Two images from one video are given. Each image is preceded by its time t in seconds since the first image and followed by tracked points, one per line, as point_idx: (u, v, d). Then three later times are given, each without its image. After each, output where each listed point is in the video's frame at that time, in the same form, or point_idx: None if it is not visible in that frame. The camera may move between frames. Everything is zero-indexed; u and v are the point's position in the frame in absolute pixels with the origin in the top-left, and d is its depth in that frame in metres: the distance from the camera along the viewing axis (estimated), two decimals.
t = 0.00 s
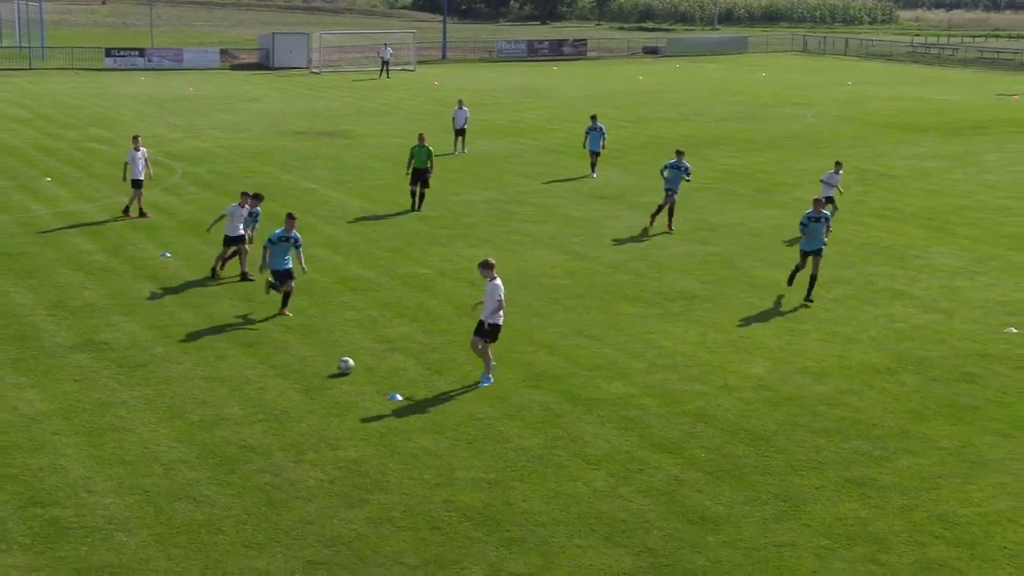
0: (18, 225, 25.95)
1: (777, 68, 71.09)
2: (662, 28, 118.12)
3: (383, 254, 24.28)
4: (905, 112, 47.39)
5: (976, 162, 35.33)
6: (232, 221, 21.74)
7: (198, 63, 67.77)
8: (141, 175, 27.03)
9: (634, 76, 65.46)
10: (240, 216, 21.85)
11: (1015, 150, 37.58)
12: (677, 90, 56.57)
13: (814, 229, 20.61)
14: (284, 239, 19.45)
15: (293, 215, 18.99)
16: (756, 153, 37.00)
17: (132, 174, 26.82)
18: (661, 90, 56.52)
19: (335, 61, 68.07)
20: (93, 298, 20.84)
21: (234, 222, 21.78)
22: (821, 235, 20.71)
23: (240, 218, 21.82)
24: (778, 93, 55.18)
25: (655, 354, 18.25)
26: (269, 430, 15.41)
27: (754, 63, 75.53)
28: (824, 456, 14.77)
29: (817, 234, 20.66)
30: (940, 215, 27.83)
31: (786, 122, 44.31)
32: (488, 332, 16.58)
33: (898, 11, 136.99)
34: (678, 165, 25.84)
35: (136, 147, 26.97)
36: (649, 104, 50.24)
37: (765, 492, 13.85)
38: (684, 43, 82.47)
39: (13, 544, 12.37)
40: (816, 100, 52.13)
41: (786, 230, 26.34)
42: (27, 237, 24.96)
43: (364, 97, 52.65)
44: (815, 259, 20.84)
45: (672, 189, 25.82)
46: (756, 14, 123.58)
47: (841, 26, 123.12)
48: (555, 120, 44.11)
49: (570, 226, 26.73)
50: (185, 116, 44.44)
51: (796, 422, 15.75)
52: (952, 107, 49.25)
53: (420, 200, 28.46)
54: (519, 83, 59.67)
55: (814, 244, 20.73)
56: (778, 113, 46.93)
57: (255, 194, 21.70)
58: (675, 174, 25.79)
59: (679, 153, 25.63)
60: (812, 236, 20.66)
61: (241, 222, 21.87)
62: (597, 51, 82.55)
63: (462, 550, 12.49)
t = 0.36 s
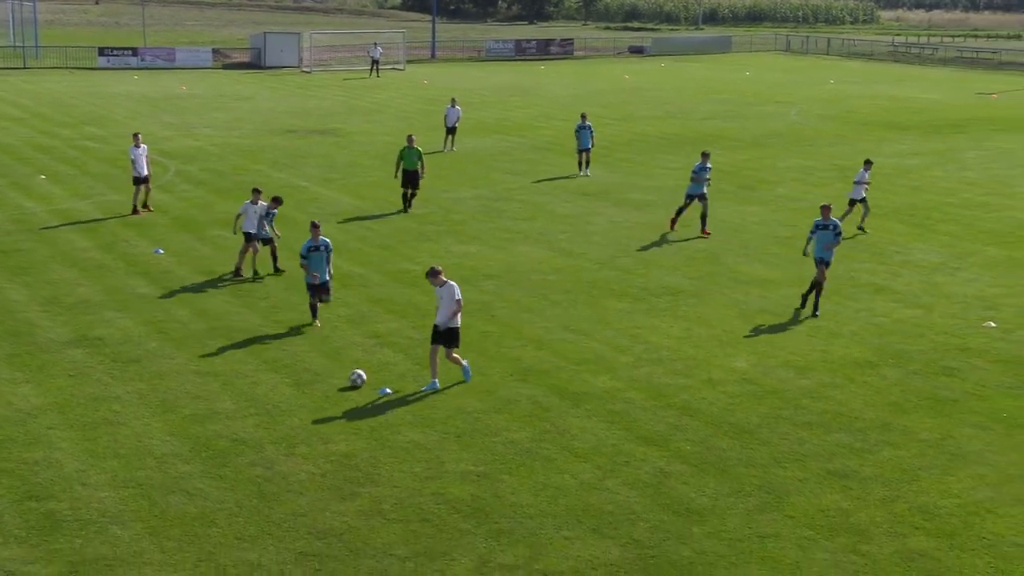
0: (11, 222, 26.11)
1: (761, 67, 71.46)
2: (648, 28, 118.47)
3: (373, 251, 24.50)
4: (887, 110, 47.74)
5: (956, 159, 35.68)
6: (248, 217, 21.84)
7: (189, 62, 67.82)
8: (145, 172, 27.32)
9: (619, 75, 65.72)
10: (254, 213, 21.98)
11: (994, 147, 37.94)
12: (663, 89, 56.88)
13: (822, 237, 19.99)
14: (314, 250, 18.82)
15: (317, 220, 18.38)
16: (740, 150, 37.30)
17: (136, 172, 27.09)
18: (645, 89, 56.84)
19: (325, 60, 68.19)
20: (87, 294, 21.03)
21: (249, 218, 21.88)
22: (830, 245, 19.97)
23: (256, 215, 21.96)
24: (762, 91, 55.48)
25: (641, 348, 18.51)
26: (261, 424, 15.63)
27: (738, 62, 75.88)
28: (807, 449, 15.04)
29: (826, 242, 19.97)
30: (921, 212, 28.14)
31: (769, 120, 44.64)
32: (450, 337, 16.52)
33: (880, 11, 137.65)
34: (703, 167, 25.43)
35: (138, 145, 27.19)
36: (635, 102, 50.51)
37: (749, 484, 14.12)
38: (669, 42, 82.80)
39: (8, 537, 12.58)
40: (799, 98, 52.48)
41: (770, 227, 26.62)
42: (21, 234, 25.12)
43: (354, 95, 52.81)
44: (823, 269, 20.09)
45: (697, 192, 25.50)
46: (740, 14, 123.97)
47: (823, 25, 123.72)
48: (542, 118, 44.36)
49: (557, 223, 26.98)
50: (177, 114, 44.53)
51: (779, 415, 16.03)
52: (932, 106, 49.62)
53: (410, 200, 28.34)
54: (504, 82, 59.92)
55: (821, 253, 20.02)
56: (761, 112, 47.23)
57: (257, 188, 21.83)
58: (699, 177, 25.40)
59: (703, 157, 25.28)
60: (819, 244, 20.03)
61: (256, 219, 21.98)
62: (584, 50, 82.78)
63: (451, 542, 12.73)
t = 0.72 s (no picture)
0: (8, 221, 26.32)
1: (746, 69, 71.91)
2: (637, 29, 118.97)
3: (365, 249, 24.75)
4: (870, 111, 48.14)
5: (938, 159, 36.05)
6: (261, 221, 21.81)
7: (184, 64, 68.06)
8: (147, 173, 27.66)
9: (607, 76, 66.16)
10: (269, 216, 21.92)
11: (976, 147, 38.33)
12: (650, 90, 57.27)
13: (842, 247, 19.46)
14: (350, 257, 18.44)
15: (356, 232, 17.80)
16: (727, 150, 37.63)
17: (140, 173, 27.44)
18: (632, 90, 57.20)
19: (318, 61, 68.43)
20: (84, 292, 21.25)
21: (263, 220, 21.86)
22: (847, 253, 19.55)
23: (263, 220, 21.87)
24: (748, 92, 55.91)
25: (629, 345, 18.78)
26: (255, 420, 15.87)
27: (724, 64, 76.30)
28: (792, 444, 15.31)
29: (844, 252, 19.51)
30: (904, 211, 28.47)
31: (754, 121, 45.01)
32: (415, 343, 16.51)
33: (865, 13, 138.29)
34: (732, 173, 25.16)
35: (143, 146, 27.48)
36: (624, 103, 50.85)
37: (735, 479, 14.36)
38: (656, 43, 83.27)
39: (6, 532, 12.80)
40: (784, 99, 52.87)
41: (756, 226, 26.92)
42: (18, 233, 25.32)
43: (347, 96, 53.06)
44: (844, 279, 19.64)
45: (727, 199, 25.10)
46: (726, 16, 124.56)
47: (807, 27, 124.39)
48: (532, 119, 44.67)
49: (547, 222, 27.25)
50: (171, 115, 44.71)
51: (765, 411, 16.30)
52: (914, 107, 50.05)
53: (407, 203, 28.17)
54: (492, 84, 60.27)
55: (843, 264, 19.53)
56: (747, 112, 47.58)
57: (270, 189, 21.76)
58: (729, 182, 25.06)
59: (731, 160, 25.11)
60: (839, 255, 19.52)
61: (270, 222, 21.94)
62: (573, 52, 83.17)
63: (442, 536, 12.96)
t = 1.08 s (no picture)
0: (10, 221, 26.54)
1: (740, 70, 72.19)
2: (633, 31, 119.36)
3: (363, 248, 24.99)
4: (861, 112, 48.45)
5: (929, 159, 36.33)
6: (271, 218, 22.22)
7: (184, 65, 68.31)
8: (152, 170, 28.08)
9: (601, 77, 66.44)
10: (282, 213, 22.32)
11: (966, 147, 38.64)
12: (645, 91, 57.58)
13: (861, 258, 19.19)
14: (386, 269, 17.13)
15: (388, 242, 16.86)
16: (721, 150, 37.93)
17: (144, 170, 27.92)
18: (627, 91, 57.52)
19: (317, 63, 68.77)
20: (85, 290, 21.49)
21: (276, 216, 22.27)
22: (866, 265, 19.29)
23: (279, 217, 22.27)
24: (742, 93, 56.20)
25: (623, 342, 19.03)
26: (255, 416, 16.11)
27: (717, 65, 76.63)
28: (783, 439, 15.55)
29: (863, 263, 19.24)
30: (895, 210, 28.76)
31: (747, 121, 45.31)
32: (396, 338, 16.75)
33: (857, 15, 138.82)
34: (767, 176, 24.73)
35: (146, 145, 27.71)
36: (619, 104, 51.17)
37: (727, 473, 14.61)
38: (651, 45, 83.64)
39: (9, 526, 13.02)
40: (776, 100, 53.19)
41: (749, 225, 27.17)
42: (20, 232, 25.55)
43: (346, 97, 53.36)
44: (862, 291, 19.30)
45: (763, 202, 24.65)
46: (719, 18, 124.96)
47: (799, 29, 124.90)
48: (527, 120, 44.96)
49: (542, 221, 27.50)
50: (171, 115, 44.94)
51: (757, 406, 16.56)
52: (905, 107, 50.34)
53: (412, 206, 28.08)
54: (488, 84, 60.54)
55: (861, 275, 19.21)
56: (740, 113, 47.87)
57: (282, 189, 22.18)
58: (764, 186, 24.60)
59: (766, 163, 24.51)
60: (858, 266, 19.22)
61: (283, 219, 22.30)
62: (568, 54, 83.50)
63: (439, 530, 13.20)
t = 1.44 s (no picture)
0: (8, 219, 26.52)
1: (737, 68, 72.20)
2: (630, 30, 119.28)
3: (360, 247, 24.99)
4: (857, 110, 48.48)
5: (925, 157, 36.36)
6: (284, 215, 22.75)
7: (182, 64, 68.13)
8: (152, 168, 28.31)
9: (598, 76, 66.39)
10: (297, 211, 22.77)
11: (962, 146, 38.69)
12: (642, 90, 57.59)
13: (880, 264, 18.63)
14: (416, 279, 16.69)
15: (419, 253, 15.93)
16: (718, 149, 37.94)
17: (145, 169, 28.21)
18: (624, 89, 57.52)
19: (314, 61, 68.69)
20: (83, 289, 21.48)
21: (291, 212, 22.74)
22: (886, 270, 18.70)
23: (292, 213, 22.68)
24: (738, 92, 56.17)
25: (621, 341, 19.03)
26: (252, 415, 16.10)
27: (714, 64, 76.60)
28: (781, 438, 15.55)
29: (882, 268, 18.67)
30: (891, 208, 28.79)
31: (744, 119, 45.33)
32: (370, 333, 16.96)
33: (853, 14, 138.86)
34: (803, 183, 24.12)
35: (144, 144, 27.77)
36: (616, 103, 51.18)
37: (725, 472, 14.62)
38: (648, 44, 83.58)
39: (7, 525, 13.01)
40: (773, 98, 53.22)
41: (747, 223, 27.17)
42: (18, 231, 25.53)
43: (344, 96, 53.34)
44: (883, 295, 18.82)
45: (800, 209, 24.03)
46: (716, 16, 124.81)
47: (796, 28, 124.86)
48: (524, 118, 44.95)
49: (539, 219, 27.51)
50: (169, 114, 44.88)
51: (754, 405, 16.57)
52: (902, 106, 50.36)
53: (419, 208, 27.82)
54: (486, 83, 60.50)
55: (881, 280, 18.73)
56: (737, 111, 47.89)
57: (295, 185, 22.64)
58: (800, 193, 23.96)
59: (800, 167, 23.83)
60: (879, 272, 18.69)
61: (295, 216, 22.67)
62: (565, 52, 83.42)
63: (437, 529, 13.20)
